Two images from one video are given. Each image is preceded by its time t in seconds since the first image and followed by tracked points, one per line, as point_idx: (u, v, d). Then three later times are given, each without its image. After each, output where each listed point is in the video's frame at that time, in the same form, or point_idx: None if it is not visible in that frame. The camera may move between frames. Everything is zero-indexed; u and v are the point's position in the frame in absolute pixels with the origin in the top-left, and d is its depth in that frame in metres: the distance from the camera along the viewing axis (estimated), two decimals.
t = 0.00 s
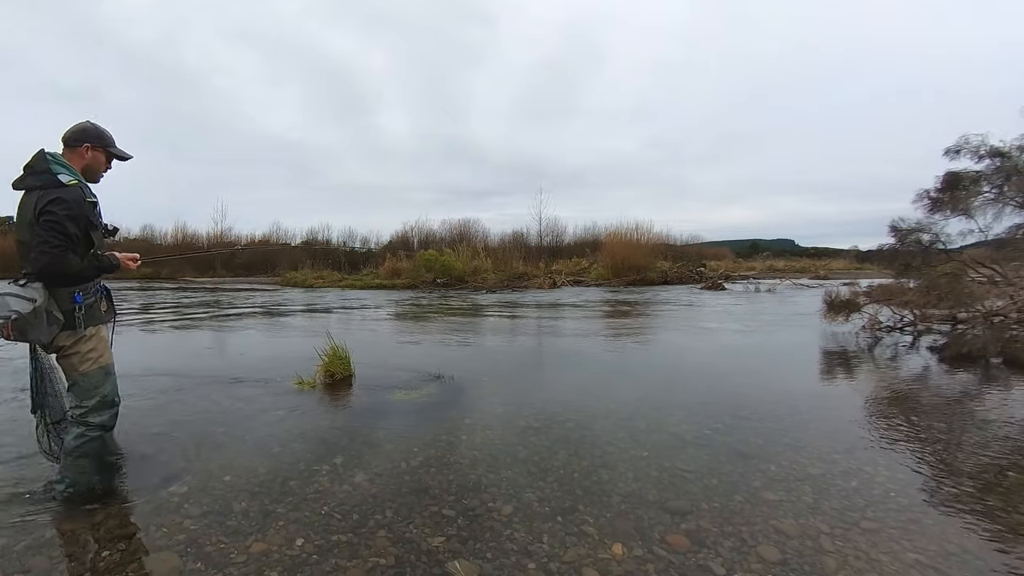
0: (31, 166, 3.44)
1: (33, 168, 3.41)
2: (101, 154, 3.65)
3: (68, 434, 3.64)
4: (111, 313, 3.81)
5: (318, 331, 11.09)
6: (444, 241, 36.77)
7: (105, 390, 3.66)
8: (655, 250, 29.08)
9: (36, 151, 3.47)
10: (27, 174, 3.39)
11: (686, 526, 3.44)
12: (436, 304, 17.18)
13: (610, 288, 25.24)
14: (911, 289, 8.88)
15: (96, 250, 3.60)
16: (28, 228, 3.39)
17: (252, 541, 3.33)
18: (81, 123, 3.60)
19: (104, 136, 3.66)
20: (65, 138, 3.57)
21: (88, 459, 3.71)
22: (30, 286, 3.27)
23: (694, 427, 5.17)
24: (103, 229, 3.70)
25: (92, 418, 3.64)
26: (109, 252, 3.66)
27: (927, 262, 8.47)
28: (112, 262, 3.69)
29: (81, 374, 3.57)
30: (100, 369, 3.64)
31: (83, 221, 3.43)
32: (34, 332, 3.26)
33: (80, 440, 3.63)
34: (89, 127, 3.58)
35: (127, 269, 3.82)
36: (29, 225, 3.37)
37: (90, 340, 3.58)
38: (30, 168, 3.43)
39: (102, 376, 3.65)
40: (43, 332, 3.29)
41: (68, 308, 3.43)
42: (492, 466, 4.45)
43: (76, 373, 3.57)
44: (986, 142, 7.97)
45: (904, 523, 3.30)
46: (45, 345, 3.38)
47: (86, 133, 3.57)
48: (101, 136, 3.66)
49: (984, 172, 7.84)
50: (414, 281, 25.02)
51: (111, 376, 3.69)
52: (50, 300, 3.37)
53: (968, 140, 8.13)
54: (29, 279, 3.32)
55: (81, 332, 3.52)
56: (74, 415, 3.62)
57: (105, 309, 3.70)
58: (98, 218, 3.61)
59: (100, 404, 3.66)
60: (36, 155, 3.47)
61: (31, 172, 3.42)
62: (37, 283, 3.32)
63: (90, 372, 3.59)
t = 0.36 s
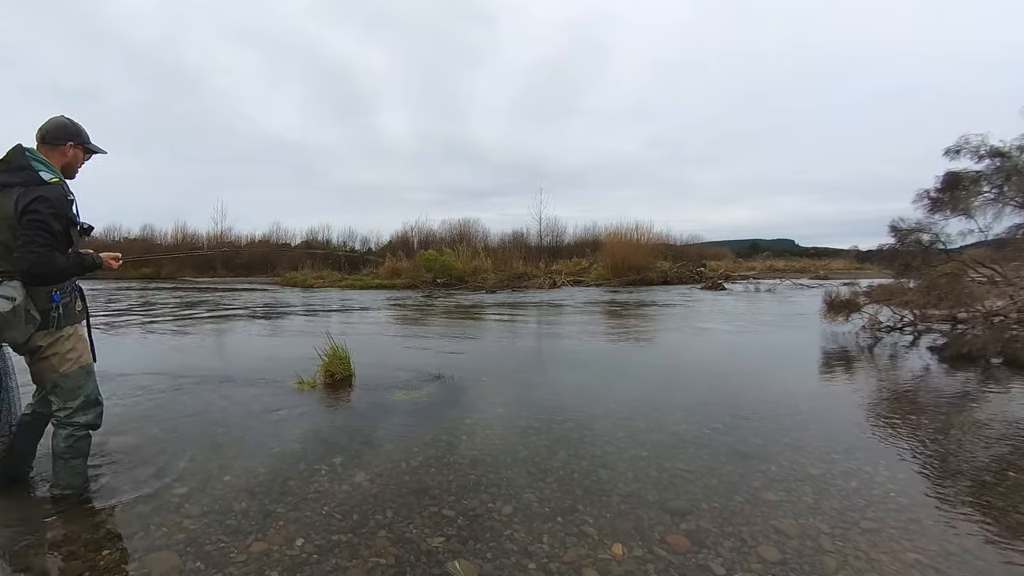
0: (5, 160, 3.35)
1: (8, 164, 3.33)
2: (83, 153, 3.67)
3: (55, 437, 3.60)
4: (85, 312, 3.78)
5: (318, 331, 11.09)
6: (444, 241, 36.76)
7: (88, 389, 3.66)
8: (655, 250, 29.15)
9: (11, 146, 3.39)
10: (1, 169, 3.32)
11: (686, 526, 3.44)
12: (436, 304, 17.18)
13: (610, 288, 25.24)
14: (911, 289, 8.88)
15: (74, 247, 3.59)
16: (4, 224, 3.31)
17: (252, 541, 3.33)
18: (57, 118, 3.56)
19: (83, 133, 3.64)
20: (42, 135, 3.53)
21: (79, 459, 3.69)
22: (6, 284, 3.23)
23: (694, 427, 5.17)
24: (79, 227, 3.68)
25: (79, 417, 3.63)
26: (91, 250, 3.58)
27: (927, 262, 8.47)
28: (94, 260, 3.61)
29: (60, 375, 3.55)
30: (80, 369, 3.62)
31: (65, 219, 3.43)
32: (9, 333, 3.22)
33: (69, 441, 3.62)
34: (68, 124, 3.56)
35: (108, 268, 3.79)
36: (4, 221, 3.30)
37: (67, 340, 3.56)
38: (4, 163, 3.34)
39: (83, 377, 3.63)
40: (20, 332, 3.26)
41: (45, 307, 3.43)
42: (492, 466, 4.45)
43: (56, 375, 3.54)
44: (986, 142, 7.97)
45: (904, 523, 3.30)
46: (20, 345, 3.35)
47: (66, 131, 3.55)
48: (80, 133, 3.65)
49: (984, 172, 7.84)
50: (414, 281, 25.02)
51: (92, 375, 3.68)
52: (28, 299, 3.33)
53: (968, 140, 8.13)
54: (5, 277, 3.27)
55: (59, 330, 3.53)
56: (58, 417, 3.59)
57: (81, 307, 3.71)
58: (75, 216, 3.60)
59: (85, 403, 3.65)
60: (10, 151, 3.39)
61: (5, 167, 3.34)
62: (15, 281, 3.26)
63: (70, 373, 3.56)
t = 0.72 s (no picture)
0: None
1: None
2: (65, 158, 3.67)
3: (56, 434, 3.64)
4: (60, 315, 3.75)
5: (325, 331, 11.12)
6: (450, 241, 36.79)
7: (83, 385, 3.70)
8: (661, 250, 29.05)
9: None
10: None
11: (692, 527, 3.42)
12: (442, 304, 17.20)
13: (616, 288, 25.18)
14: (920, 289, 8.79)
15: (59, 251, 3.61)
16: None
17: (258, 539, 3.34)
18: (35, 124, 3.55)
19: (63, 138, 3.62)
20: (22, 141, 3.51)
21: (84, 455, 3.73)
22: None
23: (700, 428, 5.15)
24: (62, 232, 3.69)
25: (77, 413, 3.66)
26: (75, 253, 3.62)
27: (936, 262, 8.40)
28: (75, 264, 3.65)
29: (52, 375, 3.58)
30: (71, 367, 3.65)
31: (54, 223, 3.46)
32: None
33: (72, 437, 3.66)
34: (48, 129, 3.55)
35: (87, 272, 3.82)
36: None
37: (54, 341, 3.57)
38: None
39: (75, 375, 3.67)
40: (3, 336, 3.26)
41: (26, 312, 3.40)
42: (497, 466, 4.45)
43: (49, 375, 3.56)
44: (996, 140, 7.88)
45: (913, 526, 3.27)
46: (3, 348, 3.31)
47: (46, 136, 3.53)
48: (60, 138, 3.65)
49: (995, 171, 7.76)
50: (420, 281, 25.08)
51: (83, 370, 3.72)
52: (12, 303, 3.30)
53: (978, 139, 8.04)
54: None
55: (42, 334, 3.51)
56: (58, 415, 3.63)
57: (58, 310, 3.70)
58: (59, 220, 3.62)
59: (82, 399, 3.69)
60: None
61: None
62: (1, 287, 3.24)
63: (63, 372, 3.59)
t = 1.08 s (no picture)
0: None
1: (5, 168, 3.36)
2: (75, 159, 3.70)
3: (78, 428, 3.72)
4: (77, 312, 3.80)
5: (336, 330, 11.18)
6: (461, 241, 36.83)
7: (102, 378, 3.76)
8: (673, 250, 28.86)
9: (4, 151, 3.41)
10: None
11: (703, 530, 3.39)
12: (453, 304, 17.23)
13: (627, 288, 25.05)
14: (938, 290, 8.64)
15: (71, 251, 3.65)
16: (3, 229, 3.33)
17: (269, 536, 3.37)
18: (46, 125, 3.58)
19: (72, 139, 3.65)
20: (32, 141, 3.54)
21: (105, 447, 3.83)
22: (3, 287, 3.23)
23: (712, 430, 5.10)
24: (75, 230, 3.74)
25: (99, 406, 3.74)
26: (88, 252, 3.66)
27: (954, 262, 8.24)
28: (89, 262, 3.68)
29: (71, 369, 3.64)
30: (88, 361, 3.71)
31: (66, 223, 3.49)
32: (12, 334, 3.27)
33: (94, 429, 3.75)
34: (58, 130, 3.57)
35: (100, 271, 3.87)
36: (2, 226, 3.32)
37: (69, 337, 3.63)
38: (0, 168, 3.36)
39: (93, 368, 3.73)
40: (20, 331, 3.31)
41: (42, 309, 3.46)
42: (507, 467, 4.43)
43: (66, 369, 3.63)
44: (1016, 137, 7.73)
45: (929, 531, 3.21)
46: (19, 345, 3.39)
47: (55, 137, 3.57)
48: (70, 139, 3.67)
49: (1015, 168, 7.61)
50: (431, 281, 25.15)
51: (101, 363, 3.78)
52: (26, 301, 3.36)
53: (997, 135, 7.88)
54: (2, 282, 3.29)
55: (55, 332, 3.57)
56: (77, 409, 3.68)
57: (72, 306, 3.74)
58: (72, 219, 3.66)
59: (101, 393, 3.75)
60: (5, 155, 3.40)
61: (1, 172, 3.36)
62: (13, 284, 3.29)
63: (82, 366, 3.66)
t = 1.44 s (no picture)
0: (36, 170, 3.44)
1: (41, 173, 3.42)
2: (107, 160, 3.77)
3: (102, 429, 3.66)
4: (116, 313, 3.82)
5: (346, 330, 11.23)
6: (471, 241, 36.85)
7: (132, 382, 3.77)
8: (684, 249, 28.69)
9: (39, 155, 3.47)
10: (35, 179, 3.41)
11: (714, 532, 3.35)
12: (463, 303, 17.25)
13: (637, 288, 24.93)
14: (954, 290, 8.49)
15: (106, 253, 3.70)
16: (39, 233, 3.40)
17: (279, 534, 3.38)
18: (80, 125, 3.61)
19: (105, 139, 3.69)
20: (66, 143, 3.59)
21: (127, 450, 3.78)
22: (47, 289, 3.32)
23: (723, 431, 5.05)
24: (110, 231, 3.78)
25: (127, 408, 3.73)
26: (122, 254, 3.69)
27: (971, 262, 8.09)
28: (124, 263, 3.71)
29: (104, 372, 3.64)
30: (122, 364, 3.72)
31: (99, 226, 3.52)
32: (53, 334, 3.33)
33: (120, 432, 3.71)
34: (93, 131, 3.61)
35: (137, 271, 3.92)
36: (39, 229, 3.39)
37: (106, 340, 3.63)
38: (37, 172, 3.43)
39: (126, 372, 3.73)
40: (62, 332, 3.36)
41: (82, 311, 3.48)
42: (516, 466, 4.43)
43: (100, 371, 3.62)
44: None
45: (945, 537, 3.15)
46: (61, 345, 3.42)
47: (88, 138, 3.60)
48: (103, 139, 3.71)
49: None
50: (441, 281, 25.20)
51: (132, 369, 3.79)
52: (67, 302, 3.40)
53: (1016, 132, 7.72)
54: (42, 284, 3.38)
55: (96, 332, 3.57)
56: (105, 409, 3.67)
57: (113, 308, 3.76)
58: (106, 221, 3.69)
59: (130, 395, 3.76)
60: (39, 160, 3.46)
61: (37, 176, 3.43)
62: (55, 286, 3.37)
63: (116, 369, 3.66)
